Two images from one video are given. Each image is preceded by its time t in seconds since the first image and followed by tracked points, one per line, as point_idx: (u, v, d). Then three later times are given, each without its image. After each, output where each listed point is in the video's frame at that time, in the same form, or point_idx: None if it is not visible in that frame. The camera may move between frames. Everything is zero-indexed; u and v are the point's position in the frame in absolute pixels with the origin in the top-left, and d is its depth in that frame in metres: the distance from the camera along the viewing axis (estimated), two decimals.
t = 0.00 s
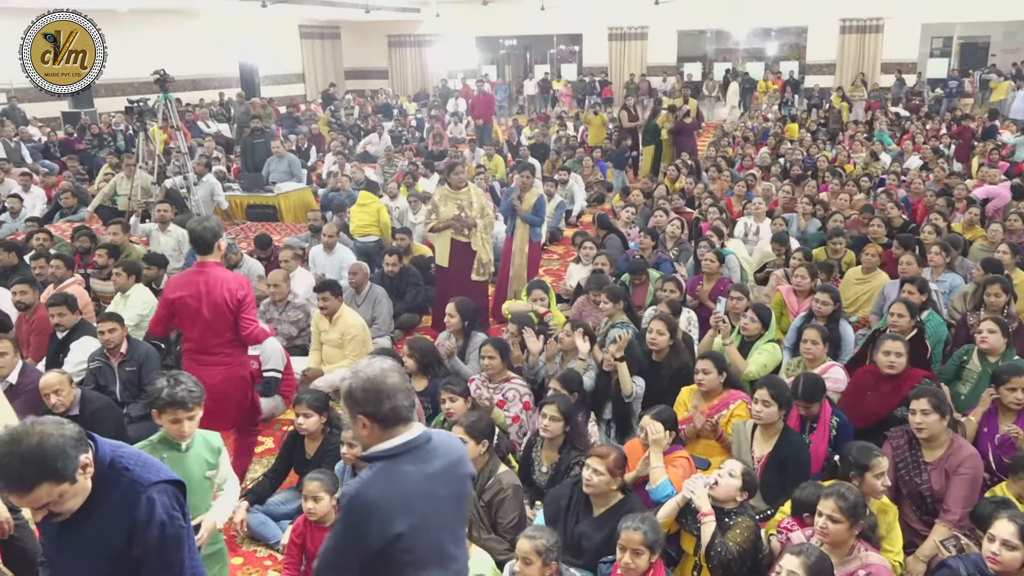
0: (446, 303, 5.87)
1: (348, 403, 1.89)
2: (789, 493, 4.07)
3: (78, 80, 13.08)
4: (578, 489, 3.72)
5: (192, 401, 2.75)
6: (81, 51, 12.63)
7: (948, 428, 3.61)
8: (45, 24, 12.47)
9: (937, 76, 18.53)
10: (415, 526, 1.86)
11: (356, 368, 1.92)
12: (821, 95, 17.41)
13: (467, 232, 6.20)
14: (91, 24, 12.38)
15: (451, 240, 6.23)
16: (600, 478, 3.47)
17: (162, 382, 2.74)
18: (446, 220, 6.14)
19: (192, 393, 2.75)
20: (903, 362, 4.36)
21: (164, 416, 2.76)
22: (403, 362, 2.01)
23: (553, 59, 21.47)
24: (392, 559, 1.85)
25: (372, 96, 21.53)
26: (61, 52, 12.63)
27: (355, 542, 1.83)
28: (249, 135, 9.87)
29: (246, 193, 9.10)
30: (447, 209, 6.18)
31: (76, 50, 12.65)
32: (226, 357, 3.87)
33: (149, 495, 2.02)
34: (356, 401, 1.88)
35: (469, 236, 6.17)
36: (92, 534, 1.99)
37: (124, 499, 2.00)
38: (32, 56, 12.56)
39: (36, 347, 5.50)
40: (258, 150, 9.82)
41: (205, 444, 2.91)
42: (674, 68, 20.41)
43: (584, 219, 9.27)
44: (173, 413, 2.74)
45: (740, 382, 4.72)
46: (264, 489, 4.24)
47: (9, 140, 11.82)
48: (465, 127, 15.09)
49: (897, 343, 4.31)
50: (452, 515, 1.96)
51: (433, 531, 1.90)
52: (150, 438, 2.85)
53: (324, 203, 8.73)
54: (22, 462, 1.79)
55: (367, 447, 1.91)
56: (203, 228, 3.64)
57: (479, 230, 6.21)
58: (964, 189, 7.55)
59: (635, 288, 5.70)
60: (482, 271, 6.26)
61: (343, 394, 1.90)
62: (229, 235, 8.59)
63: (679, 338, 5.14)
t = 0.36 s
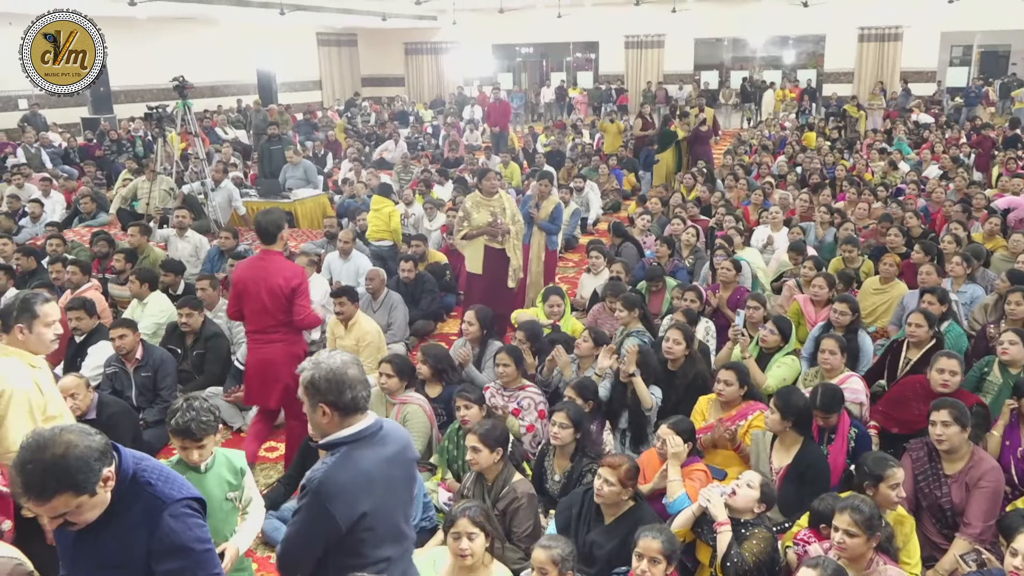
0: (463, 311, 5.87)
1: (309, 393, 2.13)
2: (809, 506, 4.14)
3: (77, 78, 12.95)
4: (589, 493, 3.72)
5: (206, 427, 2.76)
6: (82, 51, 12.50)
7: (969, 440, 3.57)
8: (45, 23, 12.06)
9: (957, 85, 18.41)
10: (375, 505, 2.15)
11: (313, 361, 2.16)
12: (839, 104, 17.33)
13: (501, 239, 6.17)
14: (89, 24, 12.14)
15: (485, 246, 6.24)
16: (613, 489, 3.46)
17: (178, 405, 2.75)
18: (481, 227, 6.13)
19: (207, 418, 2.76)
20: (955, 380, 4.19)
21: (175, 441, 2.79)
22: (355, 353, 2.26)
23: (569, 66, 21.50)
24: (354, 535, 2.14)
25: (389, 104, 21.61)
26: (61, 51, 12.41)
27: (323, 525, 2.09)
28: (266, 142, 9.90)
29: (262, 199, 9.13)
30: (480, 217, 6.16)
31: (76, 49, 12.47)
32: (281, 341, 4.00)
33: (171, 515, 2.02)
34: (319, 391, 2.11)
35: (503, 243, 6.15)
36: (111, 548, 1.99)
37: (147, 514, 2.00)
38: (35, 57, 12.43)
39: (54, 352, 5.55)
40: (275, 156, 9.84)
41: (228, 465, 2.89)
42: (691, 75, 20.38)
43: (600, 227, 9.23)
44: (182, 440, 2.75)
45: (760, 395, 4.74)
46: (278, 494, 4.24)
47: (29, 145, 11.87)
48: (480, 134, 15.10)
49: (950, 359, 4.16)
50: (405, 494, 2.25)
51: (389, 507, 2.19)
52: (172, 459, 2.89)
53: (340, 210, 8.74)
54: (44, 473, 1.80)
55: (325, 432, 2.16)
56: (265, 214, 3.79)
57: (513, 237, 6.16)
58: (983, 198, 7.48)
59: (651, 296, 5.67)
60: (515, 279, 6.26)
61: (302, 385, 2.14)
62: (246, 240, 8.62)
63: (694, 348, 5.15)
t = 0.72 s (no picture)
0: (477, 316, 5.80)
1: (273, 362, 2.30)
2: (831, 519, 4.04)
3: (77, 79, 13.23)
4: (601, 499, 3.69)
5: (211, 435, 2.68)
6: (81, 51, 12.69)
7: (997, 452, 3.47)
8: (45, 23, 12.15)
9: (984, 89, 18.17)
10: (339, 460, 2.35)
11: (274, 331, 2.34)
12: (861, 108, 17.15)
13: (523, 244, 6.12)
14: (88, 22, 12.38)
15: (508, 251, 6.17)
16: (629, 497, 3.46)
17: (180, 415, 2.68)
18: (503, 231, 6.08)
19: (210, 425, 2.67)
20: (969, 386, 4.24)
21: (182, 451, 2.71)
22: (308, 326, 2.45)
23: (587, 68, 21.43)
24: (321, 492, 2.32)
25: (405, 107, 21.62)
26: (61, 52, 12.71)
27: (298, 484, 2.25)
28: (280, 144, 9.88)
29: (276, 202, 9.10)
30: (504, 220, 6.12)
31: (76, 50, 12.71)
32: (339, 321, 4.47)
33: (183, 524, 1.95)
34: (284, 359, 2.29)
35: (526, 248, 6.11)
36: (114, 543, 1.93)
37: (158, 516, 1.93)
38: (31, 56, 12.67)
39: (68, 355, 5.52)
40: (288, 159, 9.81)
41: (232, 478, 2.83)
42: (710, 78, 20.25)
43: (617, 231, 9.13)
44: (191, 449, 2.68)
45: (778, 403, 4.73)
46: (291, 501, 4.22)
47: (43, 148, 12.03)
48: (496, 137, 15.04)
49: (965, 365, 4.19)
50: (362, 452, 2.46)
51: (349, 463, 2.39)
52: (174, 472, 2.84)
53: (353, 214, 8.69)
54: (64, 432, 1.81)
55: (286, 400, 2.33)
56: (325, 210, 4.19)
57: (536, 242, 6.13)
58: (1011, 204, 7.33)
59: (669, 302, 5.59)
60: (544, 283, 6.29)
61: (266, 355, 2.30)
62: (258, 243, 8.58)
63: (711, 356, 5.09)
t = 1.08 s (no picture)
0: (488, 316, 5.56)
1: (236, 363, 2.28)
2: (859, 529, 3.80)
3: (78, 79, 13.02)
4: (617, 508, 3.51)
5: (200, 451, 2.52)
6: (80, 50, 12.64)
7: None
8: (45, 23, 12.50)
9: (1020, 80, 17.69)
10: (300, 465, 2.31)
11: (241, 331, 2.32)
12: (891, 99, 16.75)
13: (534, 241, 5.89)
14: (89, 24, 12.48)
15: (518, 248, 5.96)
16: (648, 508, 3.29)
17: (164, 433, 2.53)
18: (514, 226, 5.86)
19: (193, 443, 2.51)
20: (992, 386, 4.09)
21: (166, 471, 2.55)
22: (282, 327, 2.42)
23: (604, 58, 21.09)
24: (283, 497, 2.30)
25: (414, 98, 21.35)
26: (61, 51, 12.69)
27: (253, 490, 2.24)
28: (285, 137, 9.65)
29: (281, 197, 8.87)
30: (515, 215, 5.89)
31: (75, 50, 12.70)
32: (379, 303, 4.73)
33: (184, 526, 1.90)
34: (245, 360, 2.27)
35: (537, 245, 5.88)
36: (109, 541, 1.87)
37: (157, 516, 1.88)
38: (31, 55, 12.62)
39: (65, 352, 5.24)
40: (293, 153, 9.58)
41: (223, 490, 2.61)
42: (733, 68, 19.88)
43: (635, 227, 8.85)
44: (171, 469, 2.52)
45: (805, 409, 4.49)
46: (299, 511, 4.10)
47: (40, 140, 11.89)
48: (509, 130, 14.78)
49: (984, 364, 4.07)
50: (333, 456, 2.41)
51: (313, 468, 2.34)
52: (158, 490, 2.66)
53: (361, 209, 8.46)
54: (71, 424, 1.79)
55: (252, 401, 2.32)
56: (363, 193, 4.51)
57: (547, 239, 5.89)
58: None
59: (689, 303, 5.36)
60: (551, 284, 5.99)
61: (231, 356, 2.29)
62: (263, 238, 8.36)
63: (734, 359, 4.87)
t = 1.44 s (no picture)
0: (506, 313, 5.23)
1: (213, 355, 2.20)
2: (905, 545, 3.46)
3: (78, 79, 12.80)
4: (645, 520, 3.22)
5: (167, 483, 2.36)
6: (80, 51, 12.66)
7: None
8: (45, 23, 12.53)
9: None
10: (291, 450, 2.22)
11: (213, 323, 2.24)
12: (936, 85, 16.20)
13: (546, 232, 5.56)
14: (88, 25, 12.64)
15: (530, 238, 5.68)
16: (682, 521, 3.02)
17: (134, 458, 2.36)
18: (525, 216, 5.53)
19: (170, 470, 2.37)
20: None
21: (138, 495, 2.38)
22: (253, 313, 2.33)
23: (632, 40, 20.63)
24: (278, 483, 2.22)
25: (432, 81, 20.98)
26: (62, 51, 12.67)
27: (247, 477, 2.15)
28: (296, 122, 9.38)
29: (291, 184, 8.59)
30: (528, 204, 5.57)
31: (75, 50, 12.70)
32: (448, 271, 4.93)
33: (128, 522, 1.85)
34: (222, 350, 2.19)
35: (548, 236, 5.53)
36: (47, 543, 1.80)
37: (97, 516, 1.83)
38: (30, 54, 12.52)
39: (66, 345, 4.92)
40: (304, 138, 9.32)
41: (194, 519, 2.43)
42: (770, 51, 19.38)
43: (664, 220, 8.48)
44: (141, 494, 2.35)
45: (848, 415, 4.16)
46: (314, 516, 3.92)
47: (42, 123, 11.66)
48: (531, 116, 14.44)
49: None
50: (321, 438, 2.33)
51: (303, 452, 2.25)
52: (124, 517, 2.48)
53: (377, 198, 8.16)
54: None
55: (232, 393, 2.23)
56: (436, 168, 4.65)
57: (559, 230, 5.53)
58: None
59: (721, 302, 5.05)
60: (565, 277, 5.61)
61: (206, 348, 2.21)
62: (272, 228, 8.08)
63: (770, 361, 4.54)
